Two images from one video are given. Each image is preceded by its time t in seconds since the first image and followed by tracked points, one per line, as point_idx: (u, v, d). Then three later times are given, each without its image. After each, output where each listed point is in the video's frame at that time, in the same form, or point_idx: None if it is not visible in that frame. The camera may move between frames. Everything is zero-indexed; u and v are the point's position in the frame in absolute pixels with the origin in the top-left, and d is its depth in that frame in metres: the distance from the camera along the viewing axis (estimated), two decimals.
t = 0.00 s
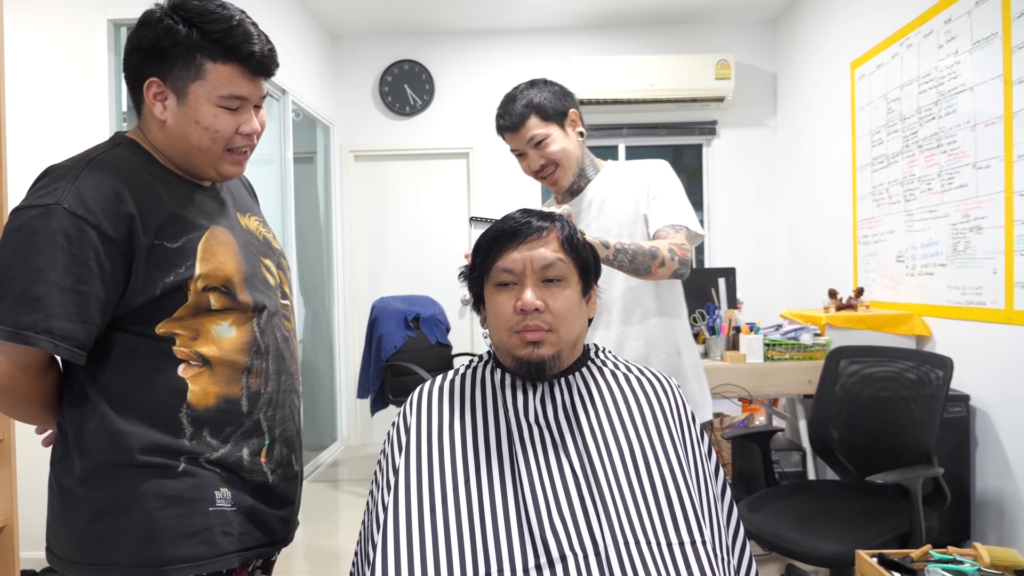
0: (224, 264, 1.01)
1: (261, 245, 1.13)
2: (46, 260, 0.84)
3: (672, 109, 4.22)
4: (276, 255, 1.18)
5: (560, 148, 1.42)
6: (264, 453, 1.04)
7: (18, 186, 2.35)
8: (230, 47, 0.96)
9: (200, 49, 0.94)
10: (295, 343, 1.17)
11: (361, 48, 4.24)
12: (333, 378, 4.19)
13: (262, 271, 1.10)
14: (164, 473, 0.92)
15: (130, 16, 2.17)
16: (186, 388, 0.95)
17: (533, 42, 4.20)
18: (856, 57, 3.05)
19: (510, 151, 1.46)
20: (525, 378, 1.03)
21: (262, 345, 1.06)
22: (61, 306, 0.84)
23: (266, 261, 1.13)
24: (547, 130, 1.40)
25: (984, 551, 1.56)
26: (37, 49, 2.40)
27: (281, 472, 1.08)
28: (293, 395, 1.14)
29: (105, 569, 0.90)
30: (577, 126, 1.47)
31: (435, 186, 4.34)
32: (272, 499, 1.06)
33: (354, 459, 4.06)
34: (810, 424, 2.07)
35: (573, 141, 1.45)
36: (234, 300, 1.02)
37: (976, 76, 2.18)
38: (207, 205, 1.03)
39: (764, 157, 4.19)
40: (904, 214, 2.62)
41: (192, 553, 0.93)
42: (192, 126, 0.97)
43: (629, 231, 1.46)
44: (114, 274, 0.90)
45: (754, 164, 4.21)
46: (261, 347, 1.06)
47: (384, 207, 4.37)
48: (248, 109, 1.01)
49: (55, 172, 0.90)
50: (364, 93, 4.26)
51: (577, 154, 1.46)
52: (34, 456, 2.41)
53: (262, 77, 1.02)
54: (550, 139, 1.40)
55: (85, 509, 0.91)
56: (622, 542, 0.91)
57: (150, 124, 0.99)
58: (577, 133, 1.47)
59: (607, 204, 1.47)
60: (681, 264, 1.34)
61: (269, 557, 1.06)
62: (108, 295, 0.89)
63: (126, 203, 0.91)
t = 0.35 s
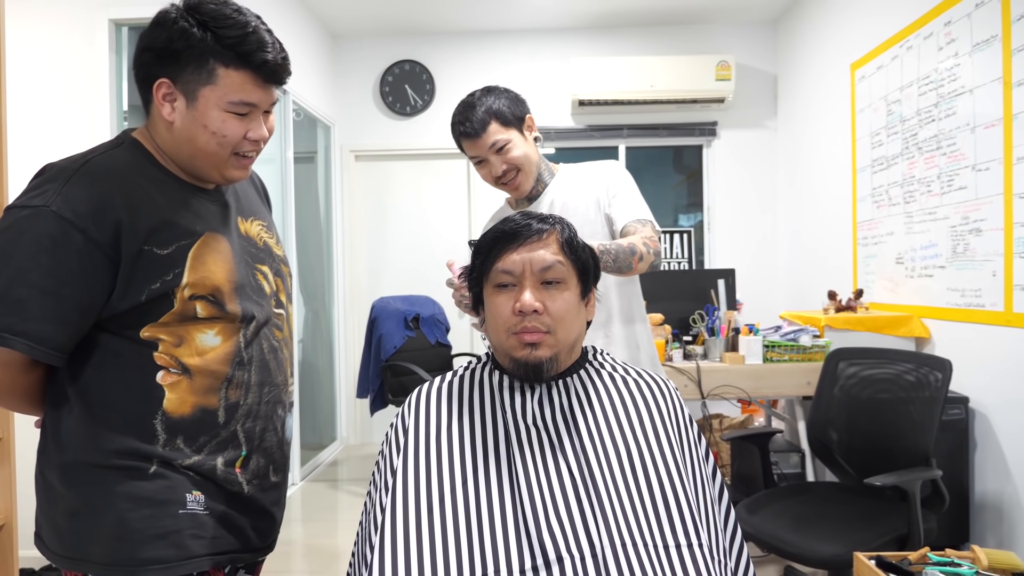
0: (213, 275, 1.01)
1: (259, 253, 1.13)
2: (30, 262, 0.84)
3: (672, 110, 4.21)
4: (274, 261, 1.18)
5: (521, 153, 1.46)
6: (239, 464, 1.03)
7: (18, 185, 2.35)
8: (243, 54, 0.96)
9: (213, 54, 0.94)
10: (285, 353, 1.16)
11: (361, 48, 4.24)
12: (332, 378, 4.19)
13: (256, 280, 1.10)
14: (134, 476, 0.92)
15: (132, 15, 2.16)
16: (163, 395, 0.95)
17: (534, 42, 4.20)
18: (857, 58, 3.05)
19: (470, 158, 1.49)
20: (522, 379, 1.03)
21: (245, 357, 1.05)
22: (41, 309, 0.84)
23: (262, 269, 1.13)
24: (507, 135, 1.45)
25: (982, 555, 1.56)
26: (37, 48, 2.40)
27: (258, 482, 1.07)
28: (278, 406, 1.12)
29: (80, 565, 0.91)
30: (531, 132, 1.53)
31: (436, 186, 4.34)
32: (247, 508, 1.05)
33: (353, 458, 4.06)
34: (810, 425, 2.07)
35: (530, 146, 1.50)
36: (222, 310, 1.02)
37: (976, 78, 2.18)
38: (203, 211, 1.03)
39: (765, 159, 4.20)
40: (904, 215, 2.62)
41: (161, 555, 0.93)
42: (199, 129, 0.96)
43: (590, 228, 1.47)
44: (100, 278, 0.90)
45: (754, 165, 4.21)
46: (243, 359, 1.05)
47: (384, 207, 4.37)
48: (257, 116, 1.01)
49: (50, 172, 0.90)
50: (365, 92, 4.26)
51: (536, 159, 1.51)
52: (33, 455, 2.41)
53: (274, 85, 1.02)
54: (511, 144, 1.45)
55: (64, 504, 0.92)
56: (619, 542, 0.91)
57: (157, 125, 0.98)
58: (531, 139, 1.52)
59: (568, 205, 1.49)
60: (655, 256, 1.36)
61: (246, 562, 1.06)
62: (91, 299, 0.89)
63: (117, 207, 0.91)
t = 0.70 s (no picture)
0: (204, 279, 1.01)
1: (257, 254, 1.14)
2: (12, 262, 0.85)
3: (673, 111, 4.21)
4: (271, 264, 1.18)
5: (521, 153, 1.46)
6: (222, 467, 1.03)
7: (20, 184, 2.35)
8: (253, 51, 0.96)
9: (223, 52, 0.95)
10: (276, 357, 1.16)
11: (363, 47, 4.24)
12: (333, 377, 4.20)
13: (251, 282, 1.11)
14: (115, 476, 0.93)
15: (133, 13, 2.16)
16: (148, 398, 0.95)
17: (534, 42, 4.21)
18: (858, 59, 3.05)
19: (469, 157, 1.49)
20: (522, 378, 1.03)
21: (232, 364, 1.05)
22: (20, 309, 0.86)
23: (258, 271, 1.13)
24: (508, 134, 1.44)
25: (981, 554, 1.56)
26: (39, 48, 2.40)
27: (239, 485, 1.06)
28: (267, 410, 1.12)
29: (62, 560, 0.94)
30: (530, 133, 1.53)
31: (437, 186, 4.34)
32: (232, 512, 1.05)
33: (353, 458, 4.06)
34: (810, 425, 2.07)
35: (529, 146, 1.50)
36: (212, 315, 1.02)
37: (977, 79, 2.18)
38: (195, 211, 1.02)
39: (765, 159, 4.20)
40: (904, 216, 2.62)
41: (138, 556, 0.93)
42: (210, 128, 0.96)
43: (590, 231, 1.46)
44: (86, 280, 0.90)
45: (754, 166, 4.21)
46: (230, 365, 1.04)
47: (385, 207, 4.37)
48: (266, 113, 1.01)
49: (47, 169, 0.91)
50: (367, 92, 4.26)
51: (534, 160, 1.51)
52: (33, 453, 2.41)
53: (281, 81, 1.02)
54: (511, 143, 1.45)
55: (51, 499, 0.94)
56: (619, 540, 0.91)
57: (165, 125, 0.98)
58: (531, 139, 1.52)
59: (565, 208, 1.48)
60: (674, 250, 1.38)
61: (225, 566, 1.05)
62: (76, 300, 0.90)
63: (104, 209, 0.91)
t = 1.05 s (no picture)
0: (201, 271, 1.01)
1: (253, 249, 1.14)
2: (4, 256, 0.86)
3: (674, 110, 4.21)
4: (269, 258, 1.18)
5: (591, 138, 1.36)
6: (228, 467, 1.03)
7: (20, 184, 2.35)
8: (234, 36, 0.97)
9: (203, 39, 0.95)
10: (277, 352, 1.16)
11: (364, 47, 4.25)
12: (333, 377, 4.20)
13: (250, 276, 1.10)
14: (117, 478, 0.93)
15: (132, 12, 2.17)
16: (149, 396, 0.96)
17: (535, 42, 4.21)
18: (859, 59, 3.05)
19: (534, 130, 1.34)
20: (523, 378, 1.03)
21: (233, 358, 1.05)
22: (14, 305, 0.87)
23: (256, 266, 1.13)
24: (582, 115, 1.34)
25: (982, 553, 1.56)
26: (38, 47, 2.39)
27: (246, 485, 1.06)
28: (269, 408, 1.12)
29: (63, 564, 0.94)
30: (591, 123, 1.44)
31: (439, 186, 4.35)
32: (236, 513, 1.05)
33: (354, 458, 4.06)
34: (810, 425, 2.07)
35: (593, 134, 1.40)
36: (211, 309, 1.02)
37: (978, 79, 2.18)
38: (190, 205, 1.02)
39: (766, 159, 4.20)
40: (905, 216, 2.63)
41: (138, 561, 0.93)
42: (196, 118, 0.97)
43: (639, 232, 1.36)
44: (79, 275, 0.91)
45: (755, 166, 4.21)
46: (231, 360, 1.04)
47: (386, 208, 4.37)
48: (252, 99, 1.01)
49: (40, 164, 0.92)
50: (368, 92, 4.26)
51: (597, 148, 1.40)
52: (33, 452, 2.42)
53: (267, 67, 1.03)
54: (585, 127, 1.34)
55: (50, 502, 0.95)
56: (620, 540, 0.92)
57: (152, 118, 0.99)
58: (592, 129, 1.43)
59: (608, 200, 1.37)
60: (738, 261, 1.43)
61: (231, 569, 1.05)
62: (69, 295, 0.90)
63: (95, 204, 0.91)
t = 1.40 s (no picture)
0: (213, 265, 1.02)
1: (256, 242, 1.14)
2: (16, 259, 0.84)
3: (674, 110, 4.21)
4: (271, 251, 1.19)
5: (727, 135, 1.22)
6: (253, 460, 1.05)
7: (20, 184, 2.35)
8: (229, 38, 0.97)
9: (198, 40, 0.95)
10: (289, 344, 1.18)
11: (365, 47, 4.25)
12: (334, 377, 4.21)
13: (256, 269, 1.11)
14: (147, 480, 0.94)
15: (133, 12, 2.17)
16: (173, 393, 0.97)
17: (537, 42, 4.21)
18: (860, 58, 3.05)
19: (668, 106, 1.21)
20: (526, 378, 1.03)
21: (252, 350, 1.06)
22: (33, 309, 0.85)
23: (260, 258, 1.14)
24: (727, 107, 1.20)
25: (985, 553, 1.56)
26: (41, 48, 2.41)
27: (271, 477, 1.09)
28: (286, 398, 1.14)
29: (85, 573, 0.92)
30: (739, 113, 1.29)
31: (440, 186, 4.35)
32: (260, 506, 1.07)
33: (355, 458, 4.06)
34: (811, 425, 2.07)
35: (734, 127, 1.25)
36: (226, 302, 1.03)
37: (979, 78, 2.18)
38: (194, 201, 1.03)
39: (767, 159, 4.20)
40: (906, 215, 2.63)
41: (173, 562, 0.94)
42: (188, 118, 0.97)
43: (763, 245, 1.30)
44: (92, 275, 0.90)
45: (756, 166, 4.22)
46: (250, 352, 1.06)
47: (388, 208, 4.38)
48: (245, 101, 1.02)
49: (44, 164, 0.90)
50: (369, 92, 4.27)
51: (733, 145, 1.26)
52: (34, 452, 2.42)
53: (261, 69, 1.03)
54: (723, 118, 1.20)
55: (69, 511, 0.93)
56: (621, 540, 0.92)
57: (144, 114, 0.99)
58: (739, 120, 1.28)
59: (743, 204, 1.28)
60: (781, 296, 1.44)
61: (258, 564, 1.07)
62: (86, 296, 0.90)
63: (105, 203, 0.91)
